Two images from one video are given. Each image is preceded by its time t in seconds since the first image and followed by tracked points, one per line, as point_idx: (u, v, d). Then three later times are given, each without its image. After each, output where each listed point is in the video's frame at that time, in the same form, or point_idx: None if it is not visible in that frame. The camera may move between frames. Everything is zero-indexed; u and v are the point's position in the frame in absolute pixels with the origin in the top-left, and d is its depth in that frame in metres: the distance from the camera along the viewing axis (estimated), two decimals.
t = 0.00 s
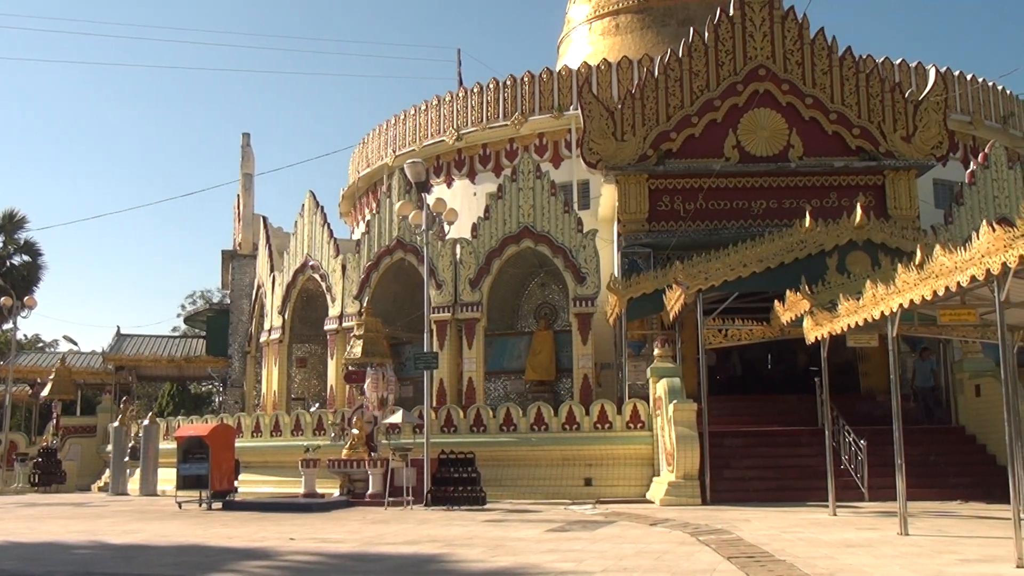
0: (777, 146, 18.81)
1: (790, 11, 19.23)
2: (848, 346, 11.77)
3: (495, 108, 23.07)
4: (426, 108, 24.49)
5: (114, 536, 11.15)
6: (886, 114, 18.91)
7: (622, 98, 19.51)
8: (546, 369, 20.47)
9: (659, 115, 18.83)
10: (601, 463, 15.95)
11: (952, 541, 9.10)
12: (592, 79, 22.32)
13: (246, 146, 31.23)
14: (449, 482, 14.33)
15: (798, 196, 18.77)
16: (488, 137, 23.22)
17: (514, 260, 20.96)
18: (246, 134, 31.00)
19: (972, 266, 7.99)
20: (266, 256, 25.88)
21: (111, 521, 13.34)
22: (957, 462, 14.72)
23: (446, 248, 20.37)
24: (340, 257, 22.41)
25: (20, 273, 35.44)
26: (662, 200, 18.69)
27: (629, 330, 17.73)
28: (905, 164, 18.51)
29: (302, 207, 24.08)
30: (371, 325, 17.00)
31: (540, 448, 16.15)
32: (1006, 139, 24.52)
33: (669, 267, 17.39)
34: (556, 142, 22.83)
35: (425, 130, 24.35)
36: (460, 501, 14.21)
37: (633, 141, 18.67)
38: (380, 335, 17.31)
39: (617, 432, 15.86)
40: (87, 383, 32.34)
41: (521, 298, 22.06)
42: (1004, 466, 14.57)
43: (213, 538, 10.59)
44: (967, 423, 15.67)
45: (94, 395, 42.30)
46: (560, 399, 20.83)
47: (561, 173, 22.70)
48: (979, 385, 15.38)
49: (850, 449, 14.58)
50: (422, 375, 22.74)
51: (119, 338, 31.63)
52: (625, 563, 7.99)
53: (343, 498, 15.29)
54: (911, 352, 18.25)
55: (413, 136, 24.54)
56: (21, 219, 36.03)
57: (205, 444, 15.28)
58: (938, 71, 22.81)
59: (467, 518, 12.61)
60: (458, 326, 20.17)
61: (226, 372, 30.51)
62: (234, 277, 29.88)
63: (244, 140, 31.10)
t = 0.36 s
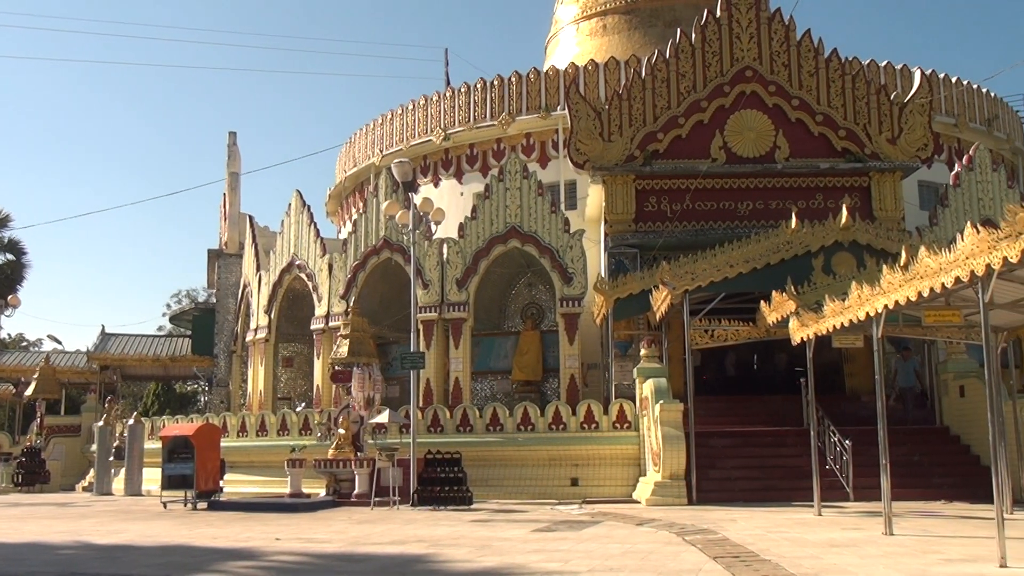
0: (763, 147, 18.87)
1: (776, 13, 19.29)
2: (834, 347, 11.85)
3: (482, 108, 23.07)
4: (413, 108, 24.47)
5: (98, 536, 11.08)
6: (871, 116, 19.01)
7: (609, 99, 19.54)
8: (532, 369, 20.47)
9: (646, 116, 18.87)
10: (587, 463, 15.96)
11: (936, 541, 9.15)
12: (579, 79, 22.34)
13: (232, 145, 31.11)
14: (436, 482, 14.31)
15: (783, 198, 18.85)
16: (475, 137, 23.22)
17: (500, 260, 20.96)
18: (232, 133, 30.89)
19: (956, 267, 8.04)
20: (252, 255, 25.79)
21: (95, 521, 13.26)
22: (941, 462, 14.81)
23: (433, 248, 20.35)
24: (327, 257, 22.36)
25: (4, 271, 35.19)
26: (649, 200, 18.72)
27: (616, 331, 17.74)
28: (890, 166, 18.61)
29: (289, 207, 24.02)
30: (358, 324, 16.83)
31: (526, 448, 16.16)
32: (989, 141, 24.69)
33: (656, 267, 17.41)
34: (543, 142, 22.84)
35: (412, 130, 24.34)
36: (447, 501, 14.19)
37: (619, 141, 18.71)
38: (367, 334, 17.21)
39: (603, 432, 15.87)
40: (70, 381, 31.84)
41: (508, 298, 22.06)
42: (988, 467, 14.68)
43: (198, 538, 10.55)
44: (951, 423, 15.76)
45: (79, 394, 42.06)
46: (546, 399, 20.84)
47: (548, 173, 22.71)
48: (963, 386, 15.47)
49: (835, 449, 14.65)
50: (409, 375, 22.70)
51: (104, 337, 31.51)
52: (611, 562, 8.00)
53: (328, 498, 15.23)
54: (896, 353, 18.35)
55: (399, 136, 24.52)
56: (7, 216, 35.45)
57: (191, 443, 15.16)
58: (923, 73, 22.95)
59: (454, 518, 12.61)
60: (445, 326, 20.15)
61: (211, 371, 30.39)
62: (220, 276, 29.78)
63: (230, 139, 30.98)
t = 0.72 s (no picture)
0: (751, 148, 18.93)
1: (764, 14, 19.36)
2: (821, 347, 11.89)
3: (470, 108, 23.06)
4: (401, 107, 24.45)
5: (82, 536, 11.01)
6: (858, 117, 19.10)
7: (597, 99, 19.57)
8: (519, 369, 20.46)
9: (634, 116, 18.91)
10: (574, 464, 15.96)
11: (921, 541, 9.20)
12: (568, 80, 22.36)
13: (219, 144, 31.00)
14: (423, 482, 14.29)
15: (770, 199, 18.90)
16: (463, 137, 23.20)
17: (488, 260, 20.95)
18: (219, 132, 30.77)
19: (942, 269, 8.08)
20: (239, 255, 25.70)
21: (80, 521, 13.18)
22: (926, 463, 14.88)
23: (420, 248, 20.31)
24: (314, 256, 22.31)
25: None
26: (637, 201, 18.75)
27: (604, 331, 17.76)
28: (877, 168, 18.69)
29: (276, 206, 23.95)
30: (346, 324, 16.94)
31: (513, 448, 16.15)
32: (975, 144, 24.84)
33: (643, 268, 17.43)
34: (532, 142, 22.84)
35: (400, 129, 24.32)
36: (434, 501, 14.17)
37: (608, 142, 18.74)
38: (354, 334, 17.18)
39: (590, 433, 15.88)
40: (55, 381, 31.61)
41: (495, 298, 22.06)
42: (972, 467, 14.77)
43: (183, 538, 10.50)
44: (936, 424, 15.84)
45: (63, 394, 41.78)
46: (534, 400, 20.84)
47: (536, 174, 22.71)
48: (948, 387, 15.55)
49: (822, 449, 14.69)
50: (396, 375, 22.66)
51: (89, 337, 31.35)
52: (598, 563, 8.00)
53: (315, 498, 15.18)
54: (882, 354, 18.43)
55: (387, 135, 24.49)
56: None
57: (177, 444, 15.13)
58: (910, 76, 23.08)
59: (440, 518, 12.60)
60: (433, 326, 20.13)
61: (198, 371, 30.26)
62: (207, 276, 29.67)
63: (217, 138, 30.86)
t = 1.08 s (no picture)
0: (737, 150, 19.00)
1: (751, 17, 19.43)
2: (805, 349, 11.94)
3: (457, 108, 23.06)
4: (388, 107, 24.42)
5: (63, 536, 10.92)
6: (843, 120, 19.19)
7: (584, 101, 19.59)
8: (505, 370, 20.46)
9: (620, 118, 18.95)
10: (559, 464, 15.98)
11: (902, 541, 9.27)
12: (555, 80, 22.38)
13: (205, 142, 30.86)
14: (407, 482, 14.28)
15: (756, 201, 18.98)
16: (450, 137, 23.18)
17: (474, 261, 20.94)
18: (205, 130, 30.65)
19: (925, 272, 8.13)
20: (224, 253, 25.59)
21: (61, 520, 13.09)
22: (908, 464, 14.97)
23: (406, 248, 20.29)
24: (300, 255, 22.24)
25: None
26: (623, 202, 18.79)
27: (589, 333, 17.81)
28: (861, 171, 18.79)
29: (262, 205, 23.86)
30: (330, 323, 16.87)
31: (498, 449, 16.15)
32: (959, 147, 25.02)
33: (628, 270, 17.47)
34: (518, 143, 22.84)
35: (387, 129, 24.29)
36: (418, 501, 14.15)
37: (594, 143, 18.77)
38: (339, 334, 17.13)
39: (575, 433, 15.90)
40: (37, 379, 30.75)
41: (481, 298, 22.05)
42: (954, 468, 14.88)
43: (166, 538, 10.44)
44: (919, 427, 15.94)
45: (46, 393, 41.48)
46: (519, 400, 20.85)
47: (523, 174, 22.71)
48: (931, 389, 15.66)
49: (805, 451, 14.77)
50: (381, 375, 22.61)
51: (72, 335, 31.14)
52: (582, 563, 8.02)
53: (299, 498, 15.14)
54: (866, 356, 18.53)
55: (374, 135, 24.46)
56: None
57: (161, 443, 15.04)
58: (895, 80, 23.22)
59: (424, 518, 12.58)
60: (418, 326, 20.09)
61: (182, 370, 30.10)
62: (191, 274, 29.53)
63: (203, 136, 30.73)
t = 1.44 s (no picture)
0: (715, 152, 19.08)
1: (730, 20, 19.52)
2: (781, 351, 12.01)
3: (437, 107, 23.03)
4: (368, 105, 24.35)
5: (35, 535, 10.78)
6: (821, 124, 19.33)
7: (564, 101, 19.62)
8: (482, 370, 20.44)
9: (600, 119, 18.99)
10: (536, 465, 15.98)
11: (876, 542, 9.35)
12: (535, 81, 22.39)
13: (182, 138, 30.61)
14: (384, 482, 14.23)
15: (733, 203, 19.09)
16: (429, 136, 23.14)
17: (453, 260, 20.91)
18: (182, 126, 30.41)
19: (900, 275, 8.20)
20: (201, 251, 25.40)
21: (33, 519, 12.93)
22: (881, 466, 15.09)
23: (385, 247, 20.24)
24: (277, 253, 22.12)
25: None
26: (602, 203, 18.83)
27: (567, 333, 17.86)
28: (838, 174, 18.93)
29: (239, 202, 23.70)
30: (308, 322, 16.75)
31: (475, 449, 16.13)
32: (935, 152, 25.26)
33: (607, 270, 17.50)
34: (498, 143, 22.82)
35: (366, 127, 24.22)
36: (395, 501, 14.10)
37: (574, 143, 18.81)
38: (316, 333, 17.04)
39: (552, 433, 15.91)
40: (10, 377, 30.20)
41: (460, 297, 22.04)
42: (927, 470, 15.03)
43: (140, 537, 10.34)
44: (893, 428, 16.08)
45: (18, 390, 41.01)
46: (497, 400, 20.85)
47: (502, 174, 22.70)
48: (905, 391, 15.80)
49: (781, 452, 14.86)
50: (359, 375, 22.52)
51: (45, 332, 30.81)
52: (559, 563, 8.02)
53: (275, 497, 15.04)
54: (841, 358, 18.66)
55: (353, 133, 24.38)
56: None
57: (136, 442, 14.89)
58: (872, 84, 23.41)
59: (401, 518, 12.54)
60: (397, 325, 20.03)
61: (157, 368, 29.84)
62: (167, 272, 29.28)
63: (180, 132, 30.49)
